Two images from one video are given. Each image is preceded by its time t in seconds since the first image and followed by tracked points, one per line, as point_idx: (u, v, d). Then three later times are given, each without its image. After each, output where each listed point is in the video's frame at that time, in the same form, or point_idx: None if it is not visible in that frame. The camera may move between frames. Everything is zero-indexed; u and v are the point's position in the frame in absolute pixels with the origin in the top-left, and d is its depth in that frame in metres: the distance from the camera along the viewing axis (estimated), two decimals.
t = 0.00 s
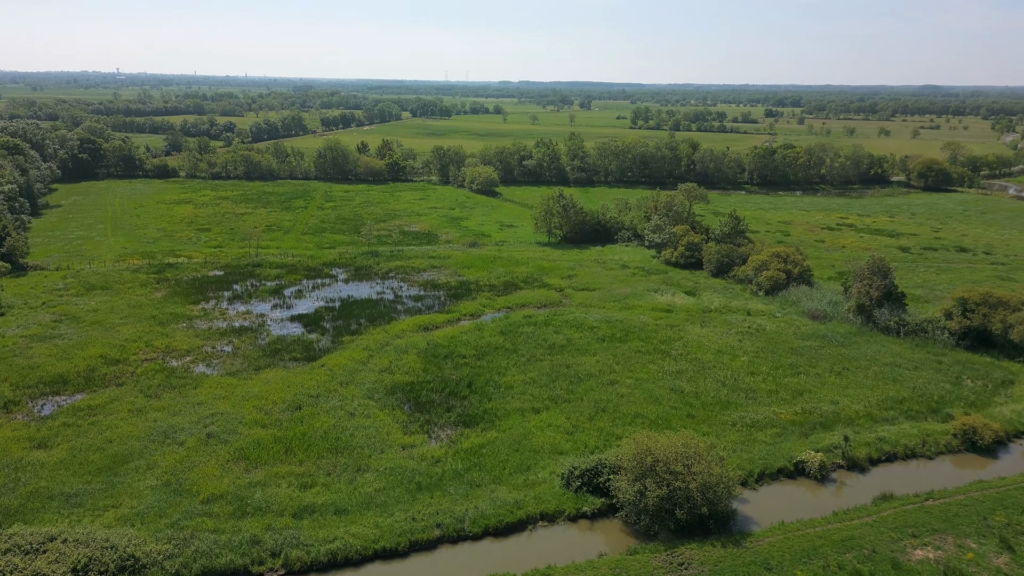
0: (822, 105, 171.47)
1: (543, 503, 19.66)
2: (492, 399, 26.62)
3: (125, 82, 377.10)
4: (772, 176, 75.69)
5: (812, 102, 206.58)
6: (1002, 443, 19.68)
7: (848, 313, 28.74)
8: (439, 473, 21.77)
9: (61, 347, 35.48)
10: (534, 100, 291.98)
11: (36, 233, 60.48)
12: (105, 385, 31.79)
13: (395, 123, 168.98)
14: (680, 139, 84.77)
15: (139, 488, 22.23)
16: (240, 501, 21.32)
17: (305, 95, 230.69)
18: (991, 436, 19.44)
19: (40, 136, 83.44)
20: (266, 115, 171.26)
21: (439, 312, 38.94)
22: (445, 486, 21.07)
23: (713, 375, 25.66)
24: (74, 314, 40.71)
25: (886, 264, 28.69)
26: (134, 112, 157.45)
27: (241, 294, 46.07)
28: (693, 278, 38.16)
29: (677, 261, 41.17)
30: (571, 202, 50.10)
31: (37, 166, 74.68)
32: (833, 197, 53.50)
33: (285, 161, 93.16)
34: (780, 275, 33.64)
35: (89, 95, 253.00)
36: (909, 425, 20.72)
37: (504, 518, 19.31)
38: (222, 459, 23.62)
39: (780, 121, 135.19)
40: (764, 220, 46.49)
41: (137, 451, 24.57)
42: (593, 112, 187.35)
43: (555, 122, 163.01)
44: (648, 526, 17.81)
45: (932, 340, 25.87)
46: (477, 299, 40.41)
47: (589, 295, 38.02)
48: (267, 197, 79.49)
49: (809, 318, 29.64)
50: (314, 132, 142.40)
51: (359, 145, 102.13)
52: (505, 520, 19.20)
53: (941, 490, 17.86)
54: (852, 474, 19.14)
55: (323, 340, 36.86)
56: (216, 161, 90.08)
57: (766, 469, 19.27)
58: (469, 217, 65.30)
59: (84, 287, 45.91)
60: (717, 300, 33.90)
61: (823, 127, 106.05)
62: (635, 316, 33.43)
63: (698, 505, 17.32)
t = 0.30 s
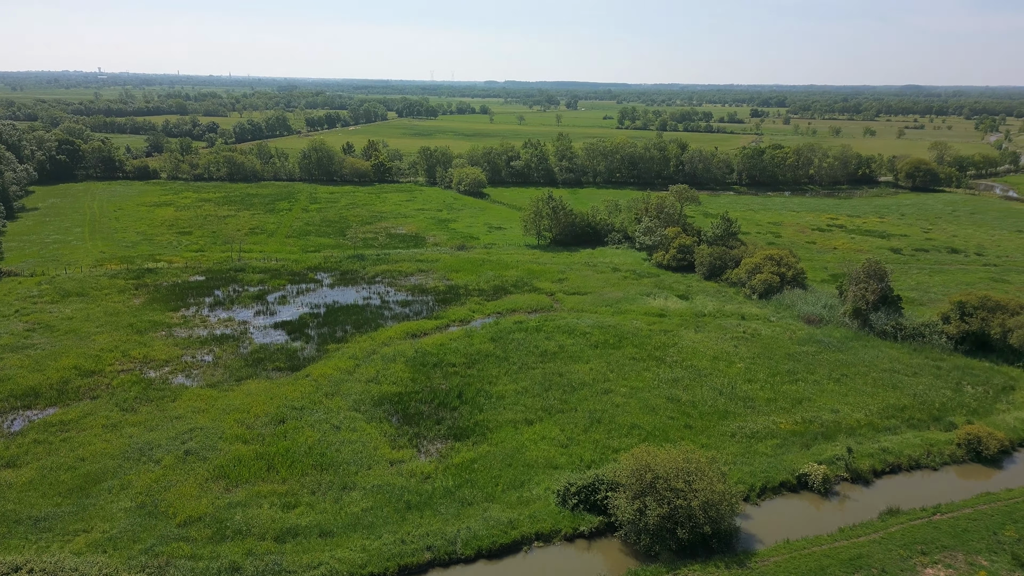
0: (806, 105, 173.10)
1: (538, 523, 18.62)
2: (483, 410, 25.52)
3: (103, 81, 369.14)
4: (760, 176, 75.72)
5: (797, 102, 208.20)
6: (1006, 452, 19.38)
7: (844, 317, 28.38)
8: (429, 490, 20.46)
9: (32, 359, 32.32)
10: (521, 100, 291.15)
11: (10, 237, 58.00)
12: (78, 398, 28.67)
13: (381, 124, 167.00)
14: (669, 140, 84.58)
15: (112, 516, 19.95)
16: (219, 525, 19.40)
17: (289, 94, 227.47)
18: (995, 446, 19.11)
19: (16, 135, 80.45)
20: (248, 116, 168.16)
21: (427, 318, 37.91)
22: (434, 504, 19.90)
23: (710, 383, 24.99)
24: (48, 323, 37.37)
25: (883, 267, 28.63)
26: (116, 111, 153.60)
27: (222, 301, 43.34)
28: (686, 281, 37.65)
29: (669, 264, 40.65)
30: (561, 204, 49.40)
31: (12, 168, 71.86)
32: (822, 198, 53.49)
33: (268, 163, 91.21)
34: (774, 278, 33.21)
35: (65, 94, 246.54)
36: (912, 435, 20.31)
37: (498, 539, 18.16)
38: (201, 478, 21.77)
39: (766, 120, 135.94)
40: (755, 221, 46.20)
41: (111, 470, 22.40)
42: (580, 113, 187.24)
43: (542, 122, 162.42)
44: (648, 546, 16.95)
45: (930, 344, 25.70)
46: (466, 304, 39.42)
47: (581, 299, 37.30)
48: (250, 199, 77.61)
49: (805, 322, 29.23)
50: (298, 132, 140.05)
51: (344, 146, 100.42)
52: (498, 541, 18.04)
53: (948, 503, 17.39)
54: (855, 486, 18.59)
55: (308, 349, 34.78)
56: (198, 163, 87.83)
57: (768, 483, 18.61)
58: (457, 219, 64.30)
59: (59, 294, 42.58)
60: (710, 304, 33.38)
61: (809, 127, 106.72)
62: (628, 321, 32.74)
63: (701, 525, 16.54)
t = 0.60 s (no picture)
0: (801, 105, 173.38)
1: (542, 544, 17.62)
2: (482, 421, 24.59)
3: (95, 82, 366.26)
4: (757, 177, 75.33)
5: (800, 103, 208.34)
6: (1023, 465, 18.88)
7: (850, 322, 27.83)
8: (427, 509, 19.31)
9: (14, 367, 31.03)
10: (516, 100, 290.64)
11: None
12: (61, 411, 27.37)
13: (375, 124, 165.78)
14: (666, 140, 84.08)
15: (90, 537, 18.46)
16: (204, 547, 17.96)
17: (282, 95, 225.87)
18: (1013, 460, 18.59)
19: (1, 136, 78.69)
20: (242, 117, 166.53)
21: (423, 324, 37.03)
22: (431, 522, 18.75)
23: (716, 393, 24.28)
24: (31, 330, 36.04)
25: (889, 271, 28.35)
26: (108, 112, 151.74)
27: (213, 307, 42.12)
28: (686, 285, 37.01)
29: (668, 268, 40.02)
30: (558, 206, 48.66)
31: None
32: (821, 199, 53.07)
33: (261, 164, 89.99)
34: (777, 281, 32.63)
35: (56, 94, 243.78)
36: (927, 447, 19.75)
37: (500, 561, 17.09)
38: (187, 497, 20.24)
39: (761, 121, 135.87)
40: (755, 223, 45.65)
41: (93, 490, 20.86)
42: (576, 113, 186.81)
43: (538, 123, 161.82)
44: (659, 570, 16.01)
45: (939, 351, 25.24)
46: (463, 309, 38.59)
47: (581, 304, 36.58)
48: (243, 201, 76.37)
49: (810, 328, 28.66)
50: (292, 132, 138.65)
51: (337, 147, 99.27)
52: (500, 565, 16.97)
53: (967, 520, 16.75)
54: (871, 502, 17.90)
55: (300, 357, 33.60)
56: (189, 164, 86.41)
57: (781, 499, 17.87)
58: (453, 221, 63.46)
59: (45, 300, 41.29)
60: (713, 308, 32.75)
61: (805, 127, 106.68)
62: (630, 326, 32.03)
63: (714, 547, 15.71)
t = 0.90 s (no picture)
0: (803, 105, 172.95)
1: (549, 566, 16.90)
2: (486, 433, 23.90)
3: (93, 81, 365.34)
4: (761, 177, 74.73)
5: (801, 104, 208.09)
6: None
7: (863, 329, 27.27)
8: (429, 529, 18.59)
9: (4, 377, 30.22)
10: (516, 100, 289.98)
11: None
12: (49, 423, 26.54)
13: (375, 124, 164.93)
14: (668, 140, 83.45)
15: (76, 561, 17.68)
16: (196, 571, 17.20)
17: (282, 95, 225.04)
18: None
19: None
20: (241, 117, 165.67)
21: (425, 330, 36.33)
22: (434, 543, 18.01)
23: (726, 403, 23.60)
24: (22, 337, 35.24)
25: (902, 276, 27.93)
26: (106, 112, 150.83)
27: (209, 312, 41.34)
28: (693, 289, 36.38)
29: (674, 271, 39.40)
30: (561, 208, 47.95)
31: None
32: (827, 200, 52.45)
33: (260, 164, 89.15)
34: (787, 286, 32.02)
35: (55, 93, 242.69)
36: (947, 462, 19.12)
37: None
38: (178, 516, 19.47)
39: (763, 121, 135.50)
40: (761, 224, 45.02)
41: (78, 509, 20.07)
42: (576, 113, 186.29)
43: (539, 123, 161.19)
44: None
45: (955, 359, 24.66)
46: (465, 314, 37.90)
47: (585, 309, 35.92)
48: (241, 203, 75.56)
49: (821, 334, 28.03)
50: (291, 132, 137.86)
51: (337, 148, 98.52)
52: None
53: (994, 541, 16.09)
54: (892, 521, 17.19)
55: (298, 365, 32.85)
56: (187, 165, 85.54)
57: (798, 518, 17.14)
58: (454, 223, 62.77)
59: (37, 306, 40.44)
60: (720, 314, 32.11)
61: (808, 127, 106.17)
62: (636, 333, 31.38)
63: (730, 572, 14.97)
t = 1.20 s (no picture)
0: (805, 105, 172.56)
1: None
2: (490, 447, 23.12)
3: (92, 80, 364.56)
4: (765, 178, 74.07)
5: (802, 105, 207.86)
6: None
7: (876, 336, 26.66)
8: (431, 551, 17.81)
9: None
10: (516, 100, 289.33)
11: None
12: (37, 436, 25.65)
13: (375, 124, 164.03)
14: (671, 141, 82.77)
15: None
16: None
17: (283, 95, 224.23)
18: None
19: None
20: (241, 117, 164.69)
21: (426, 337, 35.53)
22: (437, 567, 17.22)
23: (738, 415, 22.82)
24: (11, 345, 34.33)
25: (917, 283, 27.66)
26: (105, 112, 149.82)
27: (205, 317, 40.46)
28: (700, 294, 35.67)
29: (680, 275, 38.69)
30: (564, 210, 47.17)
31: None
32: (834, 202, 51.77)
33: (259, 165, 88.25)
34: (797, 291, 31.33)
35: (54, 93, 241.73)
36: (969, 478, 18.42)
37: None
38: (168, 539, 18.64)
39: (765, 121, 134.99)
40: (767, 227, 44.30)
41: (63, 530, 19.22)
42: (578, 114, 185.71)
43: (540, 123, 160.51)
44: None
45: (973, 368, 24.00)
46: (468, 320, 37.11)
47: (590, 314, 35.18)
48: (240, 204, 74.66)
49: (833, 342, 27.33)
50: (291, 133, 136.95)
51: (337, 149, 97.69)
52: None
53: None
54: (916, 543, 16.42)
55: (295, 374, 32.00)
56: (186, 166, 84.59)
57: (818, 540, 16.35)
58: (455, 225, 61.98)
59: (28, 311, 39.53)
60: (729, 320, 31.38)
61: (811, 127, 105.61)
62: (643, 340, 30.64)
63: None
